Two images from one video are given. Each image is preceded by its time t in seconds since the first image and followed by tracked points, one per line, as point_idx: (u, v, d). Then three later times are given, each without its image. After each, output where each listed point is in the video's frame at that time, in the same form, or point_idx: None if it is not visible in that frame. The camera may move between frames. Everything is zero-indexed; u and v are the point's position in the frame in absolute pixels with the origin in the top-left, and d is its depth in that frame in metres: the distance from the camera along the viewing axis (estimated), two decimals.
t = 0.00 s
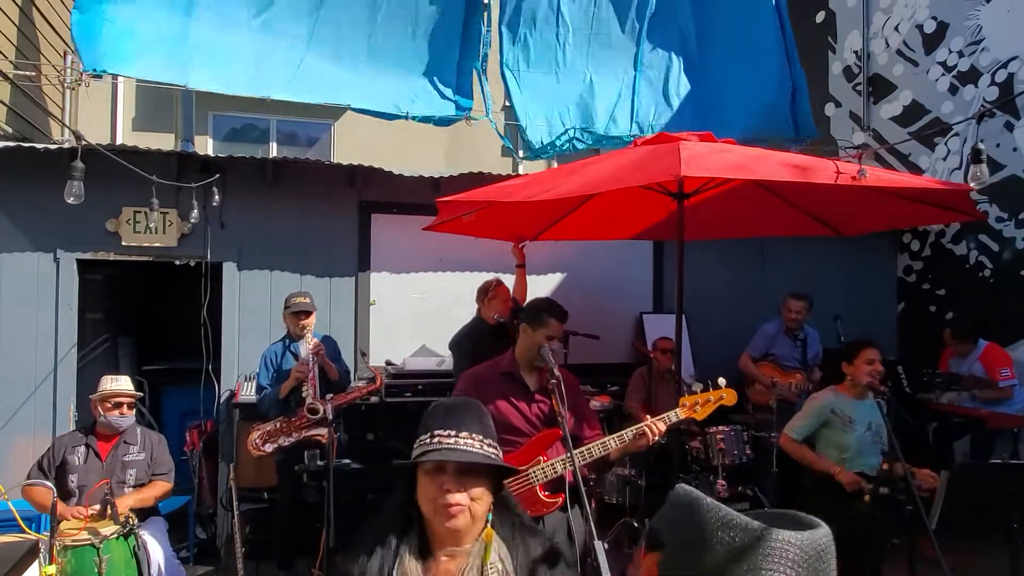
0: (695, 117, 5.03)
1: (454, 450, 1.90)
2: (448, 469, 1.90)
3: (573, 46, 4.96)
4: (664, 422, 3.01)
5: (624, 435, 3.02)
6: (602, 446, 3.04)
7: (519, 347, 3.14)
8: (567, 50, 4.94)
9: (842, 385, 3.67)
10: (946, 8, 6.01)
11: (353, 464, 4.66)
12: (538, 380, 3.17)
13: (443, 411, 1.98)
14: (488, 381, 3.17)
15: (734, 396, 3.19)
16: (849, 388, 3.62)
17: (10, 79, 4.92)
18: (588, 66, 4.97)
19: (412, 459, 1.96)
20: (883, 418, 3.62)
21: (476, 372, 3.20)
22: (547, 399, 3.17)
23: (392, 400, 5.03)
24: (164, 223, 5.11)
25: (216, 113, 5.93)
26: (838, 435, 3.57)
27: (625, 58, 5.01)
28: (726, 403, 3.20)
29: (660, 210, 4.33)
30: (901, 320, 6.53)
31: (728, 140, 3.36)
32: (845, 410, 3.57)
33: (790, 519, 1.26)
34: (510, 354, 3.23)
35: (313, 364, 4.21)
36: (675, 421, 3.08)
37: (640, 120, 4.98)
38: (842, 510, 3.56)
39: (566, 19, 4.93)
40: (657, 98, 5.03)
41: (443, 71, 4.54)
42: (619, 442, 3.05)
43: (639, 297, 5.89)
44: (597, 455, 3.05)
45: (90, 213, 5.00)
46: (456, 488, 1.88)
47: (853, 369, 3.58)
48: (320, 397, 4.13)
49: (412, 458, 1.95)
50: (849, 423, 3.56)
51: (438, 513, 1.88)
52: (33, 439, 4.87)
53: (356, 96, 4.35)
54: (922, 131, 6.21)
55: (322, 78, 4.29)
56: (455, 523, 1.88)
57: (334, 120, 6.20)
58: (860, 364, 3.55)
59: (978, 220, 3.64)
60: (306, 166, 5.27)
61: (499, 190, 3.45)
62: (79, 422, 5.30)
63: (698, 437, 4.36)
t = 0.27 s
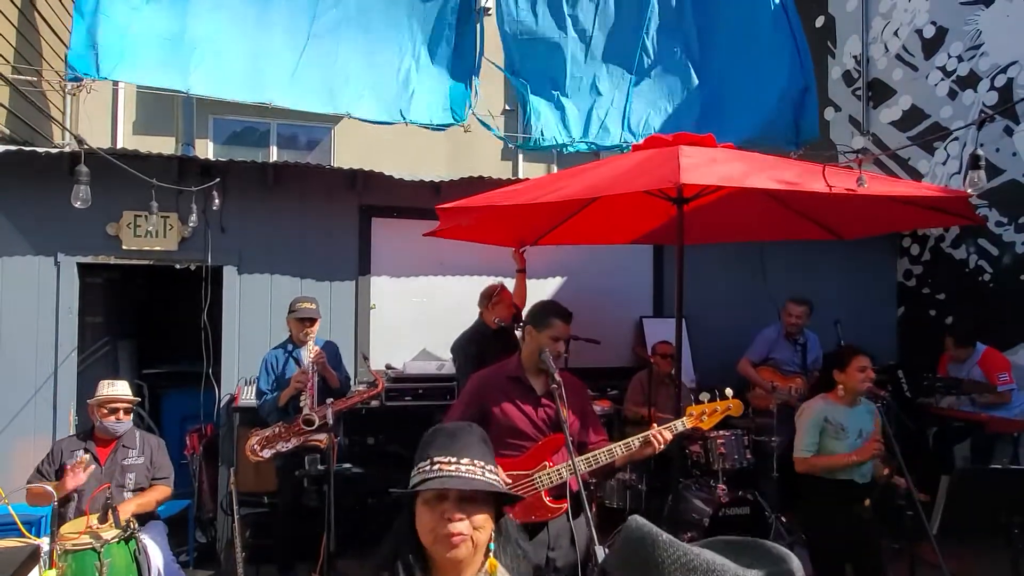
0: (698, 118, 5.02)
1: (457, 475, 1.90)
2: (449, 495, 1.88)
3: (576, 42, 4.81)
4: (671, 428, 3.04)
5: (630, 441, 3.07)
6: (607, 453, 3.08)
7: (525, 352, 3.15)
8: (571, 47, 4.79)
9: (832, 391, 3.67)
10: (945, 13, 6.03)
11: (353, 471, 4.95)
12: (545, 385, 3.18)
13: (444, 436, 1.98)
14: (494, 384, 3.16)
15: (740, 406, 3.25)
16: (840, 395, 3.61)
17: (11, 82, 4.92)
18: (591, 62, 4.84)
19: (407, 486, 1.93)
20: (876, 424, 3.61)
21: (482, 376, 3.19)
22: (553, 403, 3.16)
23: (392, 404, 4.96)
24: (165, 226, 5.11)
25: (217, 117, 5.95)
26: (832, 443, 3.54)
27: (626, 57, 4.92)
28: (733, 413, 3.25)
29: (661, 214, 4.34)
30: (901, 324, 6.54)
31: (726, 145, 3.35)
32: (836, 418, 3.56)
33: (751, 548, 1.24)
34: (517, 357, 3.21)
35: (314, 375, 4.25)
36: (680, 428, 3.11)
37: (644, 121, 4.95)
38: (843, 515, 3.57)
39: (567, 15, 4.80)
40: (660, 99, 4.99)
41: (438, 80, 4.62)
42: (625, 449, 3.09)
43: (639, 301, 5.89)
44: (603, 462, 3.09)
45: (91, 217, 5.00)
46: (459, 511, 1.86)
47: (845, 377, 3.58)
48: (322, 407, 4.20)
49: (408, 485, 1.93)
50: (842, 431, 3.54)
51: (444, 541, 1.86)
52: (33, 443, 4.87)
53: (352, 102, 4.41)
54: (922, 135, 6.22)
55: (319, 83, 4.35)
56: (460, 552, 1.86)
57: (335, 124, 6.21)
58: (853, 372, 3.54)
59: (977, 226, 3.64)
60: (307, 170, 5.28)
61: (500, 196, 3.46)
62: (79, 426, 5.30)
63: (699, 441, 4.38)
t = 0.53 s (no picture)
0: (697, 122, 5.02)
1: (422, 450, 1.95)
2: (414, 474, 1.95)
3: (572, 47, 4.86)
4: (672, 430, 3.02)
5: (631, 443, 3.05)
6: (609, 455, 3.07)
7: (524, 355, 3.15)
8: (566, 53, 4.85)
9: (833, 395, 3.67)
10: (945, 17, 6.05)
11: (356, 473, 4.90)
12: (545, 387, 3.18)
13: (389, 416, 1.98)
14: (494, 388, 3.16)
15: (741, 404, 3.20)
16: (842, 399, 3.61)
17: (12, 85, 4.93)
18: (587, 68, 4.87)
19: (361, 471, 1.90)
20: (879, 427, 3.62)
21: (482, 380, 3.19)
22: (554, 405, 3.15)
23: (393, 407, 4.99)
24: (165, 229, 5.12)
25: (217, 120, 5.96)
26: (834, 448, 3.55)
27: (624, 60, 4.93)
28: (734, 412, 3.21)
29: (661, 218, 4.35)
30: (901, 328, 6.54)
31: (726, 151, 3.34)
32: (839, 422, 3.57)
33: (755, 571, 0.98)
34: (517, 360, 3.21)
35: (314, 385, 4.31)
36: (681, 429, 3.08)
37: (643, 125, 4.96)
38: (844, 519, 3.57)
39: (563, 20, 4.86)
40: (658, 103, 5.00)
41: (438, 89, 4.66)
42: (625, 451, 3.09)
43: (639, 305, 5.89)
44: (604, 463, 3.08)
45: (92, 219, 5.00)
46: (428, 480, 1.98)
47: (846, 380, 3.57)
48: (319, 414, 4.33)
49: (365, 473, 1.90)
50: (844, 436, 3.55)
51: (416, 516, 1.95)
52: (33, 446, 4.87)
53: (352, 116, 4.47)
54: (922, 139, 6.23)
55: (320, 96, 4.41)
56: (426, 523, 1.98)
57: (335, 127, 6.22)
58: (854, 376, 3.54)
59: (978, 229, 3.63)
60: (307, 173, 5.29)
61: (498, 199, 3.46)
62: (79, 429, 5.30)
63: (699, 445, 4.35)
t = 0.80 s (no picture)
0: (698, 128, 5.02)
1: (399, 433, 1.96)
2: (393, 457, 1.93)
3: (569, 56, 4.94)
4: (669, 428, 2.99)
5: (628, 443, 3.03)
6: (607, 456, 3.05)
7: (521, 359, 3.17)
8: (564, 61, 4.92)
9: (836, 399, 3.68)
10: (945, 21, 6.06)
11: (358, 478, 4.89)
12: (542, 390, 3.19)
13: (363, 400, 1.95)
14: (491, 393, 3.18)
15: (738, 400, 3.17)
16: (844, 402, 3.61)
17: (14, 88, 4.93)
18: (583, 76, 4.94)
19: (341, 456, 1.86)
20: (879, 431, 3.64)
21: (478, 385, 3.22)
22: (551, 408, 3.17)
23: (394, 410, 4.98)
24: (166, 232, 5.12)
25: (219, 124, 6.02)
26: (838, 451, 3.55)
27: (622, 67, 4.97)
28: (732, 408, 3.18)
29: (661, 222, 4.35)
30: (902, 331, 6.55)
31: (725, 154, 3.34)
32: (843, 425, 3.56)
33: None
34: (513, 365, 3.23)
35: (318, 376, 4.22)
36: (678, 427, 3.06)
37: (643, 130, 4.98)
38: (846, 522, 3.57)
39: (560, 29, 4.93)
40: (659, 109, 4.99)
41: (437, 95, 4.69)
42: (624, 451, 3.06)
43: (641, 308, 5.90)
44: (603, 465, 3.06)
45: (93, 221, 5.01)
46: (404, 462, 1.95)
47: (851, 384, 3.58)
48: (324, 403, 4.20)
49: (344, 458, 1.87)
50: (849, 439, 3.54)
51: (394, 497, 1.93)
52: (33, 448, 4.86)
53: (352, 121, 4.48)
54: (922, 143, 6.24)
55: (320, 101, 4.42)
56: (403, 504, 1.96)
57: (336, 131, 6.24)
58: (859, 379, 3.55)
59: (977, 230, 3.63)
60: (308, 176, 5.29)
61: (496, 200, 3.45)
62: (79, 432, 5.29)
63: (700, 449, 4.39)
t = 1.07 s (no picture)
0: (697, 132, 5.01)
1: (393, 435, 1.99)
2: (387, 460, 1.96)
3: (569, 62, 4.92)
4: (670, 428, 2.98)
5: (629, 443, 3.01)
6: (608, 457, 3.04)
7: (520, 360, 3.16)
8: (566, 62, 4.91)
9: (835, 400, 3.67)
10: (947, 22, 6.05)
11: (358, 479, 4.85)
12: (542, 391, 3.18)
13: (358, 403, 1.97)
14: (491, 395, 3.17)
15: (739, 401, 3.18)
16: (845, 402, 3.61)
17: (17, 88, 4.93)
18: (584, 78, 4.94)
19: (338, 458, 1.88)
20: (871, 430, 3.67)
21: (478, 388, 3.21)
22: (552, 410, 3.17)
23: (396, 411, 4.98)
24: (168, 233, 5.11)
25: (220, 125, 6.05)
26: (841, 452, 3.54)
27: (624, 69, 4.98)
28: (733, 408, 3.18)
29: (662, 224, 4.34)
30: (904, 332, 6.54)
31: (723, 154, 3.32)
32: (847, 425, 3.55)
33: None
34: (513, 366, 3.22)
35: (325, 375, 4.25)
36: (680, 427, 3.05)
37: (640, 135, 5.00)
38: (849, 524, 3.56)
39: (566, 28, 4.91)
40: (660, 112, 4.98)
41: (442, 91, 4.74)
42: (625, 452, 3.05)
43: (643, 309, 5.90)
44: (605, 466, 3.05)
45: (95, 222, 5.01)
46: (397, 463, 1.99)
47: (852, 385, 3.57)
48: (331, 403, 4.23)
49: (344, 459, 1.88)
50: (853, 439, 3.54)
51: (388, 496, 1.96)
52: (35, 450, 4.86)
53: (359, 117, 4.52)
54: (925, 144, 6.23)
55: (327, 99, 4.45)
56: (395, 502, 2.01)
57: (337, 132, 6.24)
58: (860, 380, 3.54)
59: (975, 228, 3.62)
60: (310, 177, 5.29)
61: (494, 203, 3.43)
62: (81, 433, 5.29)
63: (702, 450, 4.37)
